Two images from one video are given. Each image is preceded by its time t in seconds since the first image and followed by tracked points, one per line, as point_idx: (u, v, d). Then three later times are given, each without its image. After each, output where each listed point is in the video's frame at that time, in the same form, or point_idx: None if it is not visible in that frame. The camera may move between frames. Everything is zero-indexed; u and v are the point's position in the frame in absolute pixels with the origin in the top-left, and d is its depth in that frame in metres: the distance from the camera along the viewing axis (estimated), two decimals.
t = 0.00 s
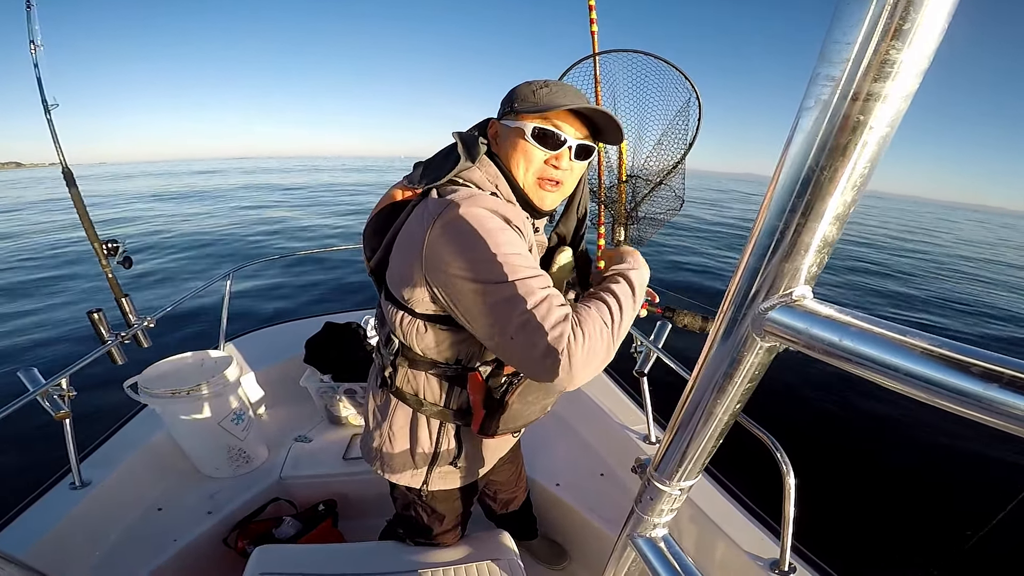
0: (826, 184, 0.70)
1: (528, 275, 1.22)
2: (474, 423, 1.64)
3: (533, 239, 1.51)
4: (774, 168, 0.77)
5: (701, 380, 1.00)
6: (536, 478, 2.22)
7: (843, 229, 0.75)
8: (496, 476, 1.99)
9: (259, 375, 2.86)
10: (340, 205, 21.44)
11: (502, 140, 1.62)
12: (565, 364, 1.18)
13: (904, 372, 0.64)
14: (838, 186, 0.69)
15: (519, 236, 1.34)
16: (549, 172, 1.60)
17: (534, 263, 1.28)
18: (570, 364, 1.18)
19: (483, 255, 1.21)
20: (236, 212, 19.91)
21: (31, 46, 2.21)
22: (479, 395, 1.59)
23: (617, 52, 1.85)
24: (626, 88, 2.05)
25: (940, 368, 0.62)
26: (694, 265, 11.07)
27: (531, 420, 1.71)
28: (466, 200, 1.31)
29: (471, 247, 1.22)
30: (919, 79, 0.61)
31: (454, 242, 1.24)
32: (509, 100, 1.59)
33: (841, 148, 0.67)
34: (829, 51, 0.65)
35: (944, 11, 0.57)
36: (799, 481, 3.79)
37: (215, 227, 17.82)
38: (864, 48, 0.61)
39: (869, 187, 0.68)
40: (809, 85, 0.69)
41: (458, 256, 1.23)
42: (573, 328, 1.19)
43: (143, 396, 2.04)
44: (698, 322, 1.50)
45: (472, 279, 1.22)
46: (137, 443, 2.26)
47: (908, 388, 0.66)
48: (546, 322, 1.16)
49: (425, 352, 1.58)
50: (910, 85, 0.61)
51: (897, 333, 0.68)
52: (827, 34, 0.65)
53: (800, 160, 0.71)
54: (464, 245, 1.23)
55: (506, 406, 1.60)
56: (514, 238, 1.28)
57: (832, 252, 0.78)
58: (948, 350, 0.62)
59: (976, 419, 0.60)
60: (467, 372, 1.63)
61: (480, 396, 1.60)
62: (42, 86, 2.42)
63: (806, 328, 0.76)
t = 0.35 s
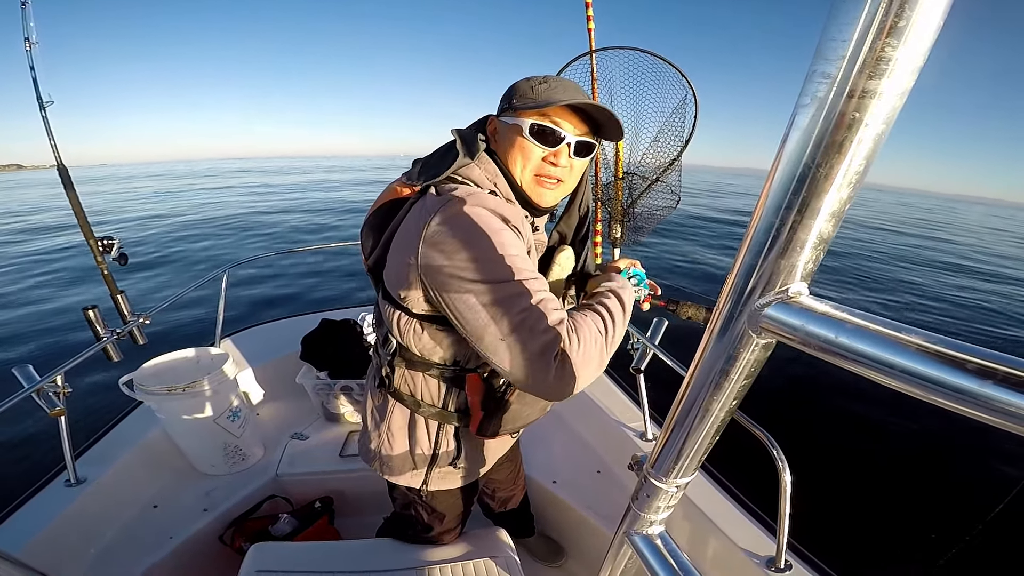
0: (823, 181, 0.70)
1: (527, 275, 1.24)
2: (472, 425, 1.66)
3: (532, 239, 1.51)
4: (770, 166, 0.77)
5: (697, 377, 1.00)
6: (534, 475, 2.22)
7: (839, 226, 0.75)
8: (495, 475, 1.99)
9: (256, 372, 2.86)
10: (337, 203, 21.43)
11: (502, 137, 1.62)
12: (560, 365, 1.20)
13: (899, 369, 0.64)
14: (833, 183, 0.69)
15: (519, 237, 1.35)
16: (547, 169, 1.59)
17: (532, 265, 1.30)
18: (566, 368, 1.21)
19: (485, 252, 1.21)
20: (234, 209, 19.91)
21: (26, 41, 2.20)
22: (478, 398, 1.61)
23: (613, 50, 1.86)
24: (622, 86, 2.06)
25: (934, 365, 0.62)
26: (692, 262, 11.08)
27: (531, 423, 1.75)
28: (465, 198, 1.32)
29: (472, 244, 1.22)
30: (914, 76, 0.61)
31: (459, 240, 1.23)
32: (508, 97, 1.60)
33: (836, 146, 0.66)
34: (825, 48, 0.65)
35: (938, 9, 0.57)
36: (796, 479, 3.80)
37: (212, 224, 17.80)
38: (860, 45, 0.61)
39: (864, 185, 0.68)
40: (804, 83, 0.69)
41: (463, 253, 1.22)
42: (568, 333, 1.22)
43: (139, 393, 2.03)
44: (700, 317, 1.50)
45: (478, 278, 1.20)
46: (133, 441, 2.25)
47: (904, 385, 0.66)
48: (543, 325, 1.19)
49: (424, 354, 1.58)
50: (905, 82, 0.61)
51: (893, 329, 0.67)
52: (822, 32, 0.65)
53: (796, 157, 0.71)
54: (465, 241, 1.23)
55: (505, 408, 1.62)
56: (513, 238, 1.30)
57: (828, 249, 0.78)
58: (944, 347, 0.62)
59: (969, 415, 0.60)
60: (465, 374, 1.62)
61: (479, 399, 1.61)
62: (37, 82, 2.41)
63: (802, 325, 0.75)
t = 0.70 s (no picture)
0: (821, 180, 0.70)
1: (513, 264, 1.24)
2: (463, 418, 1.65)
3: (517, 232, 1.50)
4: (770, 163, 0.77)
5: (696, 375, 1.00)
6: (534, 473, 2.22)
7: (838, 224, 0.75)
8: (494, 472, 1.99)
9: (256, 370, 2.86)
10: (337, 203, 21.41)
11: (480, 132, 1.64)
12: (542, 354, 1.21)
13: (898, 367, 0.65)
14: (832, 181, 0.69)
15: (502, 228, 1.34)
16: (523, 159, 1.58)
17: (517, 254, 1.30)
18: (548, 359, 1.21)
19: (471, 243, 1.22)
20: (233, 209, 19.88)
21: (25, 40, 2.19)
22: (469, 391, 1.61)
23: (613, 48, 1.85)
24: (621, 84, 2.06)
25: (934, 362, 0.62)
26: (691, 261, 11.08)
27: (526, 420, 1.74)
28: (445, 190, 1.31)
29: (459, 234, 1.22)
30: (913, 73, 0.61)
31: (448, 230, 1.23)
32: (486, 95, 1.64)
33: (835, 144, 0.67)
34: (824, 46, 0.65)
35: (937, 7, 0.57)
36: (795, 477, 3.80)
37: (212, 223, 17.78)
38: (859, 43, 0.61)
39: (863, 182, 0.68)
40: (804, 81, 0.70)
41: (452, 242, 1.22)
42: (553, 325, 1.22)
43: (138, 390, 2.03)
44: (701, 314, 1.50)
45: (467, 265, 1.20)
46: (133, 439, 2.25)
47: (903, 383, 0.66)
48: (527, 316, 1.20)
49: (417, 346, 1.59)
50: (904, 79, 0.61)
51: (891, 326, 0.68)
52: (822, 29, 0.65)
53: (796, 155, 0.71)
54: (452, 231, 1.23)
55: (496, 402, 1.61)
56: (498, 229, 1.30)
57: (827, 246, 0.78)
58: (944, 345, 0.62)
59: (967, 412, 0.60)
60: (457, 367, 1.62)
61: (470, 392, 1.61)
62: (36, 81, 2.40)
63: (801, 322, 0.76)
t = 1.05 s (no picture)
0: (824, 178, 0.70)
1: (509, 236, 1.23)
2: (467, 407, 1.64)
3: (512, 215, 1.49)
4: (773, 160, 0.77)
5: (699, 372, 1.00)
6: (537, 471, 2.22)
7: (841, 221, 0.75)
8: (497, 468, 1.99)
9: (259, 367, 2.86)
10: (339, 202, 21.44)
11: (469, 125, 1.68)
12: (557, 318, 1.15)
13: (901, 363, 0.65)
14: (836, 178, 0.69)
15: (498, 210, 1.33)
16: (504, 142, 1.57)
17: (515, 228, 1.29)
18: (558, 322, 1.15)
19: (463, 220, 1.22)
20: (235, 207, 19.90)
21: (30, 37, 2.20)
22: (472, 379, 1.60)
23: (616, 44, 1.84)
24: (624, 81, 2.05)
25: (937, 359, 0.61)
26: (694, 260, 11.05)
27: (530, 413, 1.74)
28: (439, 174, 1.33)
29: (452, 214, 1.23)
30: (917, 70, 0.60)
31: (435, 212, 1.25)
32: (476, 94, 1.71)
33: (839, 141, 0.66)
34: (828, 43, 0.65)
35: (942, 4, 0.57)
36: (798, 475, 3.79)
37: (214, 222, 17.80)
38: (863, 40, 0.61)
39: (866, 179, 0.67)
40: (808, 78, 0.70)
41: (438, 223, 1.24)
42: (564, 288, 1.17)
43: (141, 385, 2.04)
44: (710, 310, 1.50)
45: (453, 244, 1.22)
46: (136, 436, 2.25)
47: (907, 380, 0.66)
48: (532, 280, 1.17)
49: (422, 333, 1.60)
50: (909, 75, 0.61)
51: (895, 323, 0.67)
52: (826, 26, 0.65)
53: (799, 152, 0.71)
54: (444, 212, 1.24)
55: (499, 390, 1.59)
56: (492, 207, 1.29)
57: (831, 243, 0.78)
58: (949, 342, 0.62)
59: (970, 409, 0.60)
60: (461, 356, 1.62)
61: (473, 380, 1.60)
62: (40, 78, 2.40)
63: (805, 319, 0.75)
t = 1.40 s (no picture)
0: (828, 173, 0.70)
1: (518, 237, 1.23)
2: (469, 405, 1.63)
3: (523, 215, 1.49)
4: (776, 157, 0.77)
5: (703, 367, 1.00)
6: (540, 466, 2.22)
7: (845, 217, 0.75)
8: (500, 463, 2.00)
9: (264, 363, 2.87)
10: (340, 202, 21.52)
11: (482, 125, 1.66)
12: (562, 319, 1.17)
13: (907, 359, 0.64)
14: (839, 174, 0.69)
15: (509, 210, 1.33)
16: (520, 144, 1.57)
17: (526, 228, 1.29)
18: (567, 323, 1.18)
19: (474, 221, 1.21)
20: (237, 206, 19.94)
21: (36, 33, 2.20)
22: (476, 375, 1.60)
23: (619, 40, 1.84)
24: (627, 78, 2.05)
25: (941, 355, 0.61)
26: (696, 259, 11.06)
27: (532, 408, 1.74)
28: (452, 172, 1.31)
29: (463, 214, 1.22)
30: (922, 65, 0.60)
31: (442, 212, 1.24)
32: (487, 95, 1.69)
33: (842, 137, 0.66)
34: (832, 40, 0.65)
35: None
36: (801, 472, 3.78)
37: (216, 221, 17.83)
38: (866, 36, 0.61)
39: (870, 174, 0.67)
40: (811, 74, 0.70)
41: (449, 222, 1.23)
42: (569, 287, 1.18)
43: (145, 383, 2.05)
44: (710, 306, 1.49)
45: (460, 243, 1.21)
46: (140, 432, 2.26)
47: (912, 376, 0.66)
48: (539, 281, 1.17)
49: (427, 329, 1.60)
50: (912, 72, 0.61)
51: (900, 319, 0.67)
52: (829, 23, 0.65)
53: (803, 148, 0.71)
54: (457, 213, 1.22)
55: (503, 387, 1.59)
56: (502, 208, 1.27)
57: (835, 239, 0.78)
58: (953, 337, 0.62)
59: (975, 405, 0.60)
60: (464, 351, 1.62)
61: (477, 376, 1.60)
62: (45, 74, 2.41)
63: (808, 314, 0.75)
